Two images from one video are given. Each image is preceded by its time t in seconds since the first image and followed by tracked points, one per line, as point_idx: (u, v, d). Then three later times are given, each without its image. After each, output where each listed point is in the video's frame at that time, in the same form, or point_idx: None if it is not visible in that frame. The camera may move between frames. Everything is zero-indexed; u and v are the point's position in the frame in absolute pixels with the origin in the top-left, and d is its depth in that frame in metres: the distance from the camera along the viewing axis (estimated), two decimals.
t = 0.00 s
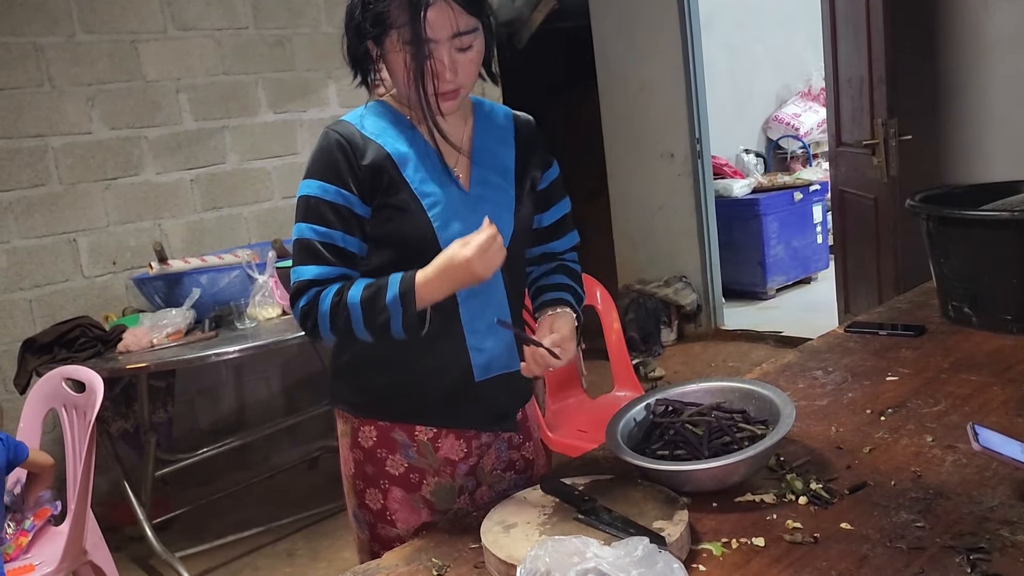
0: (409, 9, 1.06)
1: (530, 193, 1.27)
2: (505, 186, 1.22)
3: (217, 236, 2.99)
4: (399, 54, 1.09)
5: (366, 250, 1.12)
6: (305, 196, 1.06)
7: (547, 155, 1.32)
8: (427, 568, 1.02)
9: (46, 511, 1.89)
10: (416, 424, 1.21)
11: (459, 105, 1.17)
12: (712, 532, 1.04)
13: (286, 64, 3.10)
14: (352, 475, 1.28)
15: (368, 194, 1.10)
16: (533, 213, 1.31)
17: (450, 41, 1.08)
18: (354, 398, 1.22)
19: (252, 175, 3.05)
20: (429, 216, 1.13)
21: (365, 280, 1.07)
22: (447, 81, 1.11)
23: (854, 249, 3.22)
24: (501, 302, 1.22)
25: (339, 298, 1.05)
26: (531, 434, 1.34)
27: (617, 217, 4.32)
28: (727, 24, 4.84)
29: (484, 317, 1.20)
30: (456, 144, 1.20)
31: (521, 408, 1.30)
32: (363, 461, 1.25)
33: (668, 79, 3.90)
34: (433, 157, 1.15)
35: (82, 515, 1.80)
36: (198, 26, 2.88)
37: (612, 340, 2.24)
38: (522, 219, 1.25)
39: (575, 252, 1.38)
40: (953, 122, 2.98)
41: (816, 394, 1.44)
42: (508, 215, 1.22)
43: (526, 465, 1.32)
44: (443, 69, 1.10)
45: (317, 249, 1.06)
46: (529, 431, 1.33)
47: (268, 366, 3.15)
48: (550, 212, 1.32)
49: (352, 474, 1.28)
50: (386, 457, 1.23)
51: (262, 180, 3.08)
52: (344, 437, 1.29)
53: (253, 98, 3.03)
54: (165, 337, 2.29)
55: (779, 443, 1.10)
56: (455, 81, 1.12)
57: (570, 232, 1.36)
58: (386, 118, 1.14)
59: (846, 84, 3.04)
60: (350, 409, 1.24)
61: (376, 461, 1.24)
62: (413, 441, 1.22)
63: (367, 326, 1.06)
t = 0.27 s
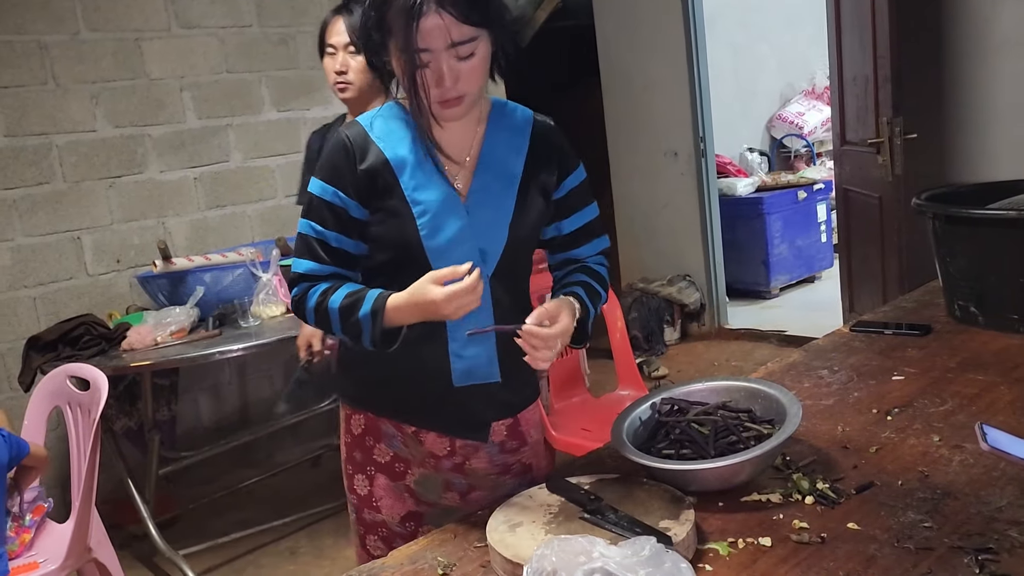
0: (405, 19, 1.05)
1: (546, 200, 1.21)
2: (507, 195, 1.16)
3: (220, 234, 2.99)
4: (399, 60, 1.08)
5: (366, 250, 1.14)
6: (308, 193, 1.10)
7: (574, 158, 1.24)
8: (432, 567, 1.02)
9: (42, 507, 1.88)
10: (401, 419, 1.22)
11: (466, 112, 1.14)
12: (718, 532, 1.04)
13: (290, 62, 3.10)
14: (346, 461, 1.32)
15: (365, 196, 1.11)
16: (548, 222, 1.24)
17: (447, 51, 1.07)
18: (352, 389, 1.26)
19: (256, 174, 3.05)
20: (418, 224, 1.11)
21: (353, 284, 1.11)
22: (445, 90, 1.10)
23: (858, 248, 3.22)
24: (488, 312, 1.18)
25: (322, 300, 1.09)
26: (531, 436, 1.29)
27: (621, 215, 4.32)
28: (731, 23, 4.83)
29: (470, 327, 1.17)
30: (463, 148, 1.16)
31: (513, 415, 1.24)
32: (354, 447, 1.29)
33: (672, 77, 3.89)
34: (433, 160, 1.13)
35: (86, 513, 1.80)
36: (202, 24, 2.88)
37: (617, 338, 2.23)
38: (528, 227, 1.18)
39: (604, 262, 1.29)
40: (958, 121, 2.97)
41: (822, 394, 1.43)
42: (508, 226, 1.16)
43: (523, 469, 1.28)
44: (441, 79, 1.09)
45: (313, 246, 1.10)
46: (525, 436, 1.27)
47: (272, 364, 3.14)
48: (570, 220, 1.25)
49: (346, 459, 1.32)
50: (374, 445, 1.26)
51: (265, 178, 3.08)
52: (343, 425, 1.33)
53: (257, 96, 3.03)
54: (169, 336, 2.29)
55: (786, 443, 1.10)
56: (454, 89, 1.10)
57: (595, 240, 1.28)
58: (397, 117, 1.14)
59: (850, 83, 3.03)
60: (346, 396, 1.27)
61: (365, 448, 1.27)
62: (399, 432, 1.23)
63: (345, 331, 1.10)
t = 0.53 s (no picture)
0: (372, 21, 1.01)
1: (541, 197, 1.18)
2: (497, 194, 1.13)
3: (228, 232, 2.99)
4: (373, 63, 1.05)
5: (362, 252, 1.16)
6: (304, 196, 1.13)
7: (572, 153, 1.21)
8: (440, 566, 1.01)
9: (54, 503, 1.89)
10: (398, 417, 1.23)
11: (451, 111, 1.10)
12: (728, 532, 1.03)
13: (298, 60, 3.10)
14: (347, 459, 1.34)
15: (355, 197, 1.12)
16: (544, 219, 1.20)
17: (418, 51, 1.02)
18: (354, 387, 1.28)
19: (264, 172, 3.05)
20: (405, 222, 1.11)
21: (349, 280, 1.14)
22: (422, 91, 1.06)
23: (868, 247, 3.20)
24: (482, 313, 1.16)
25: (318, 296, 1.13)
26: (534, 438, 1.29)
27: (628, 214, 4.32)
28: (739, 20, 4.81)
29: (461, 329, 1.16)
30: (452, 147, 1.13)
31: (513, 416, 1.25)
32: (353, 445, 1.30)
33: (680, 76, 3.89)
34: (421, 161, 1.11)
35: (95, 510, 1.80)
36: (210, 23, 2.86)
37: (624, 337, 2.22)
38: (523, 226, 1.16)
39: (605, 257, 1.25)
40: (968, 120, 2.96)
41: (832, 394, 1.43)
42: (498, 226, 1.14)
43: (523, 471, 1.28)
44: (416, 80, 1.05)
45: (308, 246, 1.14)
46: (527, 438, 1.28)
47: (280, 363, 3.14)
48: (567, 216, 1.21)
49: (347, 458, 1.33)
50: (371, 443, 1.27)
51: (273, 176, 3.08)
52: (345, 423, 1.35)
53: (265, 94, 3.02)
54: (177, 333, 2.28)
55: (796, 443, 1.09)
56: (432, 90, 1.06)
57: (595, 236, 1.24)
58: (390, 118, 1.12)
59: (860, 82, 3.02)
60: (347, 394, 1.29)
61: (363, 446, 1.28)
62: (396, 431, 1.25)
63: (340, 325, 1.13)
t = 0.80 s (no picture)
0: (343, 22, 1.11)
1: (527, 188, 1.21)
2: (479, 184, 1.18)
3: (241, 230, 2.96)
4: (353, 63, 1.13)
5: (352, 253, 1.16)
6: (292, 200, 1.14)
7: (558, 142, 1.23)
8: (454, 564, 1.01)
9: (73, 496, 1.89)
10: (393, 417, 1.25)
11: (429, 106, 1.16)
12: (742, 532, 1.03)
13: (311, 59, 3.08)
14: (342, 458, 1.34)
15: (341, 197, 1.13)
16: (533, 212, 1.23)
17: (387, 44, 1.11)
18: (349, 388, 1.29)
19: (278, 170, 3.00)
20: (392, 217, 1.14)
21: (337, 278, 1.15)
22: (395, 86, 1.13)
23: (884, 246, 3.17)
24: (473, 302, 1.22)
25: (307, 297, 1.14)
26: (531, 439, 1.34)
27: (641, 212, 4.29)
28: (753, 17, 4.78)
29: (453, 321, 1.21)
30: (436, 143, 1.18)
31: (510, 415, 1.30)
32: (349, 444, 1.30)
33: (694, 74, 3.94)
34: (407, 158, 1.16)
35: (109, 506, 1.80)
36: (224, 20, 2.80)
37: (638, 336, 2.21)
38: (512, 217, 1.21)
39: (598, 249, 1.26)
40: (984, 118, 2.94)
41: (847, 393, 1.42)
42: (481, 214, 1.19)
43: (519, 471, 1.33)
44: (388, 74, 1.13)
45: (296, 250, 1.14)
46: (524, 439, 1.32)
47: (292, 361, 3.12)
48: (556, 206, 1.23)
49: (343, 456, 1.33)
50: (368, 443, 1.28)
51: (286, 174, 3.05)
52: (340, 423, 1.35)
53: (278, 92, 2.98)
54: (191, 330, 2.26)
55: (811, 443, 1.08)
56: (404, 85, 1.13)
57: (589, 226, 1.26)
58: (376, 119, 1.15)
59: (875, 79, 3.01)
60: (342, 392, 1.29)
61: (359, 446, 1.28)
62: (391, 431, 1.26)
63: (331, 324, 1.14)
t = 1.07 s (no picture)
0: (333, 18, 1.07)
1: (523, 184, 1.17)
2: (474, 179, 1.14)
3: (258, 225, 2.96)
4: (344, 60, 1.10)
5: (349, 251, 1.17)
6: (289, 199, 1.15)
7: (555, 140, 1.19)
8: (470, 560, 1.02)
9: (90, 489, 1.90)
10: (396, 416, 1.20)
11: (423, 101, 1.13)
12: (760, 529, 1.03)
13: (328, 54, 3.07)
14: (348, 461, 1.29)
15: (334, 196, 1.13)
16: (529, 209, 1.19)
17: (378, 41, 1.07)
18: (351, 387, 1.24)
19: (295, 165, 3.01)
20: (385, 214, 1.12)
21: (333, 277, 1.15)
22: (387, 83, 1.10)
23: (902, 243, 3.15)
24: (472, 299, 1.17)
25: (303, 296, 1.12)
26: (538, 436, 1.26)
27: (657, 208, 4.29)
28: (771, 12, 4.74)
29: (451, 317, 1.17)
30: (430, 139, 1.16)
31: (514, 411, 1.23)
32: (354, 445, 1.25)
33: (711, 70, 3.85)
34: (401, 154, 1.13)
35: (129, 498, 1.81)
36: (240, 18, 2.84)
37: (654, 333, 2.20)
38: (507, 213, 1.16)
39: (596, 247, 1.20)
40: (1006, 115, 2.91)
41: (865, 391, 1.41)
42: (477, 210, 1.15)
43: (529, 471, 1.25)
44: (379, 72, 1.09)
45: (292, 250, 1.15)
46: (530, 436, 1.25)
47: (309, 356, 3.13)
48: (552, 203, 1.18)
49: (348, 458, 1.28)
50: (373, 441, 1.22)
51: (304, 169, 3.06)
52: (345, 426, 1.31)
53: (294, 87, 2.98)
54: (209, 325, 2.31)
55: (830, 440, 1.08)
56: (397, 81, 1.10)
57: (587, 225, 1.20)
58: (371, 119, 1.15)
59: (895, 75, 2.98)
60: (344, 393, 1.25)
61: (365, 447, 1.23)
62: (395, 430, 1.21)
63: (326, 323, 1.12)
